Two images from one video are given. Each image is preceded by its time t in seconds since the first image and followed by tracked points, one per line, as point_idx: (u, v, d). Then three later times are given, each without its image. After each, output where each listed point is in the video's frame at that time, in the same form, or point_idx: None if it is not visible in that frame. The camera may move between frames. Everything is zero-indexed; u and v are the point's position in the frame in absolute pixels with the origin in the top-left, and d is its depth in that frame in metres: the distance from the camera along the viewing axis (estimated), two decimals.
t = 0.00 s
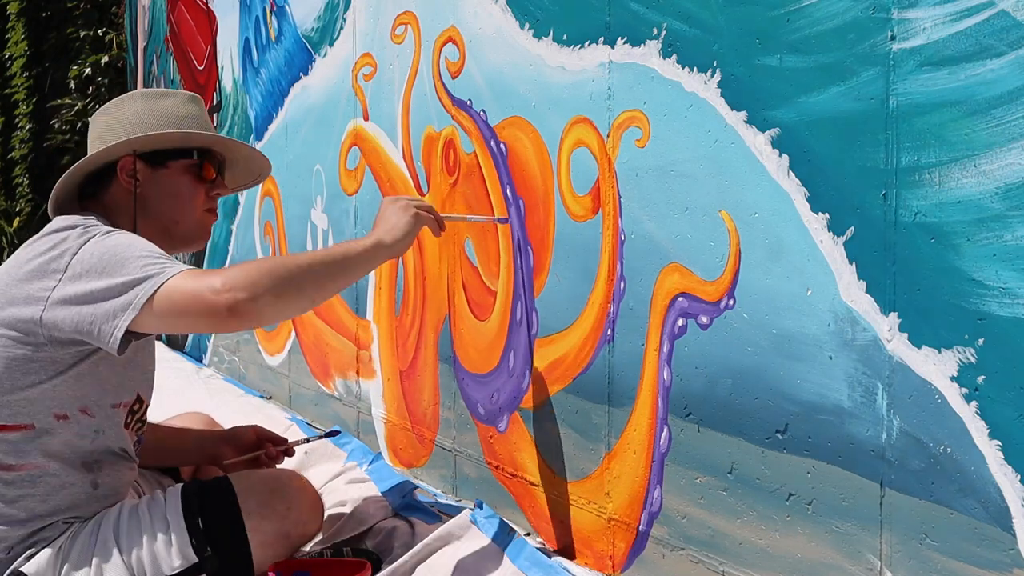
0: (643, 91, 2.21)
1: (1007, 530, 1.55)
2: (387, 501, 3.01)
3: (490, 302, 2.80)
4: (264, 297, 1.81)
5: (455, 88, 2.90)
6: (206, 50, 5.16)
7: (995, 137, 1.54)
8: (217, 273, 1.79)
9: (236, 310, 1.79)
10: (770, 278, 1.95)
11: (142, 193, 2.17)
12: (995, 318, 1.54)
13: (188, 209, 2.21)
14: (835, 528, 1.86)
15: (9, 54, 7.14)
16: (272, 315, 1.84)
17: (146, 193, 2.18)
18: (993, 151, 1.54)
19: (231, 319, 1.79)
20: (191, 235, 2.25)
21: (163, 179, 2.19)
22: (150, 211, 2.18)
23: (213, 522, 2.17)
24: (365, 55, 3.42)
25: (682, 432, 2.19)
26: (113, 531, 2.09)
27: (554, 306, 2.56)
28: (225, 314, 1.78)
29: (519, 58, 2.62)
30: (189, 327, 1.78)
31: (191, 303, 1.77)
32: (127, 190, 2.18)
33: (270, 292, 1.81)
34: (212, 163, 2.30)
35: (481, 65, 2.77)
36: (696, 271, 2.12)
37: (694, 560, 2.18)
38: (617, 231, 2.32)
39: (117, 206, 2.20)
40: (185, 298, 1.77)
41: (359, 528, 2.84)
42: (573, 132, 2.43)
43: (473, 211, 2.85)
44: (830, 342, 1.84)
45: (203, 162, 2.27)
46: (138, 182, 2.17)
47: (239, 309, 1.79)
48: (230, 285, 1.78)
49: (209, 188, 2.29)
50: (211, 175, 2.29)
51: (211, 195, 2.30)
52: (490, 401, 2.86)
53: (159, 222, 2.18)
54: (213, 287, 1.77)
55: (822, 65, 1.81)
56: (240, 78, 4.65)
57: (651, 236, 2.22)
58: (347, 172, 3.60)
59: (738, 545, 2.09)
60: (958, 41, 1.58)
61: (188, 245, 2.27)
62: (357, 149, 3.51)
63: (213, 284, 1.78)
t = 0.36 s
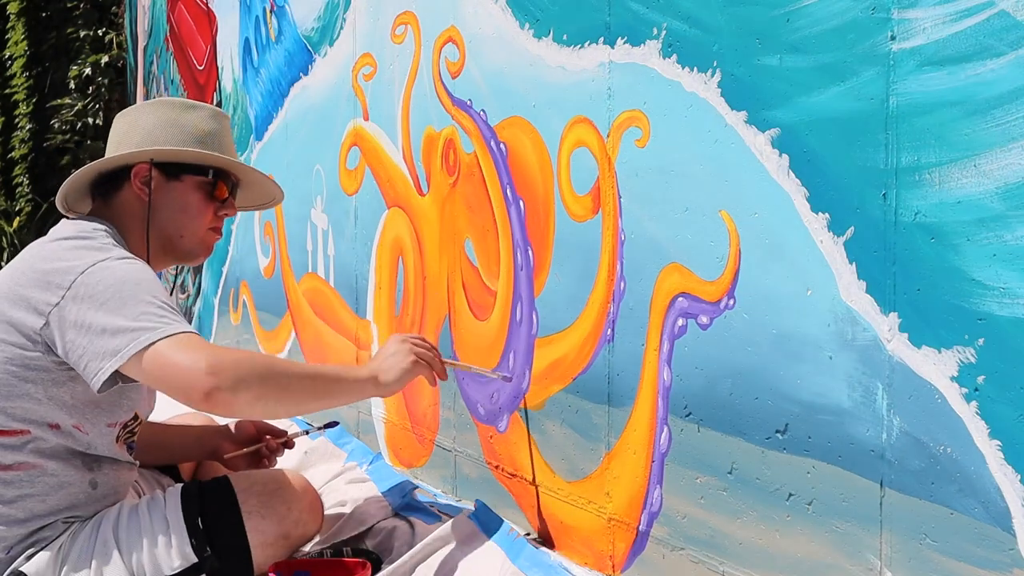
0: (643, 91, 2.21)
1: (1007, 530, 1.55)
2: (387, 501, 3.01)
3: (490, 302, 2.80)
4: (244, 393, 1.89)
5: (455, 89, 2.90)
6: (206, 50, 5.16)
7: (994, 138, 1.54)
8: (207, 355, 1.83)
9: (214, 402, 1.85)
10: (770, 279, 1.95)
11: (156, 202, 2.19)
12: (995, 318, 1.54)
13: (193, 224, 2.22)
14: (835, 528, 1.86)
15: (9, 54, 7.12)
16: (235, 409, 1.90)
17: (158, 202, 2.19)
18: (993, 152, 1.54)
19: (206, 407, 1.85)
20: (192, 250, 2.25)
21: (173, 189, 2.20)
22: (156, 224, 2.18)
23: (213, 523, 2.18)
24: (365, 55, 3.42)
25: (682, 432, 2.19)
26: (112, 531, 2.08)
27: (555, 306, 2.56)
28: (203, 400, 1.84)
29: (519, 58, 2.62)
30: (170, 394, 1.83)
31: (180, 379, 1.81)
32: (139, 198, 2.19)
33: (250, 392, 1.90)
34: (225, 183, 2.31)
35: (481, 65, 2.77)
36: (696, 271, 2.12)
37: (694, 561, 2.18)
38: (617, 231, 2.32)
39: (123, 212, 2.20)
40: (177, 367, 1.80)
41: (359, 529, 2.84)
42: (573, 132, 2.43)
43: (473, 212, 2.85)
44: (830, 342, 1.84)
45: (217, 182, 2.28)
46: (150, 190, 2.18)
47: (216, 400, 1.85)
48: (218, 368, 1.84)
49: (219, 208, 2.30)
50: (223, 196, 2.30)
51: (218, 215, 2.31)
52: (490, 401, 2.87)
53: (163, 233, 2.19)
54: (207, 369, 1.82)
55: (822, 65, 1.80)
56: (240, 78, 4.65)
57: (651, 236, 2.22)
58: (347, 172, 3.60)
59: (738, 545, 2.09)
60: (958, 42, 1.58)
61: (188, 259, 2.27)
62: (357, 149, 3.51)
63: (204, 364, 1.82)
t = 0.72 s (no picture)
0: (643, 91, 2.21)
1: (1007, 530, 1.55)
2: (387, 502, 3.01)
3: (490, 302, 2.80)
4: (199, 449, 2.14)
5: (455, 88, 2.90)
6: (206, 50, 5.16)
7: (994, 138, 1.54)
8: (150, 414, 2.02)
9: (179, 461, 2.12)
10: (771, 279, 1.95)
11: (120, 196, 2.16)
12: (995, 318, 1.54)
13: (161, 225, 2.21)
14: (835, 528, 1.86)
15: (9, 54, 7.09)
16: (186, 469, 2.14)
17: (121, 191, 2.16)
18: (994, 151, 1.54)
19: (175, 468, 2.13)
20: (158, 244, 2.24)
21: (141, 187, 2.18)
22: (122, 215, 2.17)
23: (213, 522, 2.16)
24: (365, 55, 3.42)
25: (682, 432, 2.19)
26: (111, 533, 2.10)
27: (555, 307, 2.56)
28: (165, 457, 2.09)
29: (519, 58, 2.62)
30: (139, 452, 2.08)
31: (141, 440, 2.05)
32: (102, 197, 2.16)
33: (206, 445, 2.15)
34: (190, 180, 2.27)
35: (481, 65, 2.77)
36: (696, 271, 2.12)
37: (694, 560, 2.18)
38: (617, 230, 2.32)
39: (91, 215, 2.17)
40: (131, 426, 2.02)
41: (359, 528, 2.84)
42: (573, 132, 2.43)
43: (473, 211, 2.85)
44: (830, 342, 1.84)
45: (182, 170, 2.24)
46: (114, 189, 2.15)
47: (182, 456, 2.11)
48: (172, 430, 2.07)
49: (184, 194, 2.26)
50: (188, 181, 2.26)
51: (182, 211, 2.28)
52: (490, 401, 2.86)
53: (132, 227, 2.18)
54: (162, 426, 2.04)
55: (822, 65, 1.81)
56: (240, 78, 4.65)
57: (651, 236, 2.22)
58: (347, 172, 3.60)
59: (738, 545, 2.09)
60: (958, 41, 1.58)
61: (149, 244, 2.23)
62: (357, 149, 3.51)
63: (150, 423, 2.03)
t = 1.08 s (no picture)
0: (643, 91, 2.21)
1: (1007, 530, 1.55)
2: (388, 503, 3.01)
3: (490, 302, 2.80)
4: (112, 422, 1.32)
5: (455, 88, 2.90)
6: (206, 50, 5.16)
7: (994, 138, 1.54)
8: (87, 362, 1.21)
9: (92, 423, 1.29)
10: (771, 279, 1.95)
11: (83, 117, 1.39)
12: (995, 318, 1.54)
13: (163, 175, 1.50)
14: (835, 528, 1.86)
15: (8, 54, 7.04)
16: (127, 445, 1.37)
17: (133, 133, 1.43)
18: (993, 152, 1.54)
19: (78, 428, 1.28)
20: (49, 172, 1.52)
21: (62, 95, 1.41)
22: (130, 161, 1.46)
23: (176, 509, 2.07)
24: (365, 55, 3.42)
25: (682, 432, 2.19)
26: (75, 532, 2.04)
27: (555, 307, 2.56)
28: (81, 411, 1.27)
29: (518, 58, 2.62)
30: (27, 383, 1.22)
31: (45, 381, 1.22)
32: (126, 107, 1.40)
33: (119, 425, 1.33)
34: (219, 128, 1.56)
35: (481, 65, 2.77)
36: (696, 271, 2.12)
37: (694, 560, 2.18)
38: (617, 231, 2.32)
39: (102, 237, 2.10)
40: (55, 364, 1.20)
41: (359, 534, 2.86)
42: (573, 132, 2.43)
43: (473, 211, 2.85)
44: (830, 342, 1.84)
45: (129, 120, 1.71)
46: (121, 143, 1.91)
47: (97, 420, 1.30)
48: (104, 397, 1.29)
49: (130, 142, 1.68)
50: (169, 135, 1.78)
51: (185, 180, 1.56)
52: (490, 401, 2.86)
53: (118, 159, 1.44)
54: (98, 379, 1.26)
55: (822, 65, 1.81)
56: (240, 78, 4.65)
57: (651, 236, 2.22)
58: (346, 172, 3.60)
59: (737, 545, 2.09)
60: (957, 42, 1.58)
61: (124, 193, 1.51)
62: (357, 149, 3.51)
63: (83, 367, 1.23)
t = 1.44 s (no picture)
0: (645, 89, 2.21)
1: (1010, 528, 1.55)
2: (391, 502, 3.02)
3: (492, 300, 2.81)
4: (129, 394, 1.40)
5: (457, 87, 2.91)
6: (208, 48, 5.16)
7: (996, 136, 1.54)
8: (113, 332, 1.34)
9: (109, 394, 1.37)
10: (773, 277, 1.95)
11: (52, 41, 1.49)
12: (997, 317, 1.54)
13: (144, 71, 1.58)
14: (838, 526, 1.86)
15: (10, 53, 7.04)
16: (141, 420, 1.44)
17: (97, 40, 1.51)
18: (996, 150, 1.54)
19: (96, 397, 1.37)
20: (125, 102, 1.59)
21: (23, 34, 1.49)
22: (98, 70, 1.53)
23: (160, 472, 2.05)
24: (367, 54, 3.42)
25: (684, 430, 2.19)
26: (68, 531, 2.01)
27: (557, 305, 2.56)
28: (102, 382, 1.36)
29: (520, 56, 2.62)
30: (59, 352, 1.33)
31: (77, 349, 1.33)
32: (83, 18, 1.48)
33: (131, 400, 1.41)
34: (201, 28, 1.64)
35: (483, 63, 2.77)
36: (698, 269, 2.13)
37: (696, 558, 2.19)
38: (619, 229, 2.32)
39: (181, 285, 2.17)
40: (88, 334, 1.32)
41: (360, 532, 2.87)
42: (575, 130, 2.43)
43: (475, 210, 2.85)
44: (832, 341, 1.84)
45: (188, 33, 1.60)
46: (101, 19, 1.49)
47: (115, 393, 1.38)
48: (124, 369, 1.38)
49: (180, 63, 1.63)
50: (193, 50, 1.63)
51: (177, 70, 1.64)
52: (492, 400, 2.87)
53: (97, 74, 1.54)
54: (118, 350, 1.36)
55: (824, 64, 1.81)
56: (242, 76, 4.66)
57: (653, 234, 2.22)
58: (348, 171, 3.61)
59: (740, 543, 2.09)
60: (960, 40, 1.58)
61: (128, 118, 1.63)
62: (359, 147, 3.51)
63: (109, 339, 1.34)
